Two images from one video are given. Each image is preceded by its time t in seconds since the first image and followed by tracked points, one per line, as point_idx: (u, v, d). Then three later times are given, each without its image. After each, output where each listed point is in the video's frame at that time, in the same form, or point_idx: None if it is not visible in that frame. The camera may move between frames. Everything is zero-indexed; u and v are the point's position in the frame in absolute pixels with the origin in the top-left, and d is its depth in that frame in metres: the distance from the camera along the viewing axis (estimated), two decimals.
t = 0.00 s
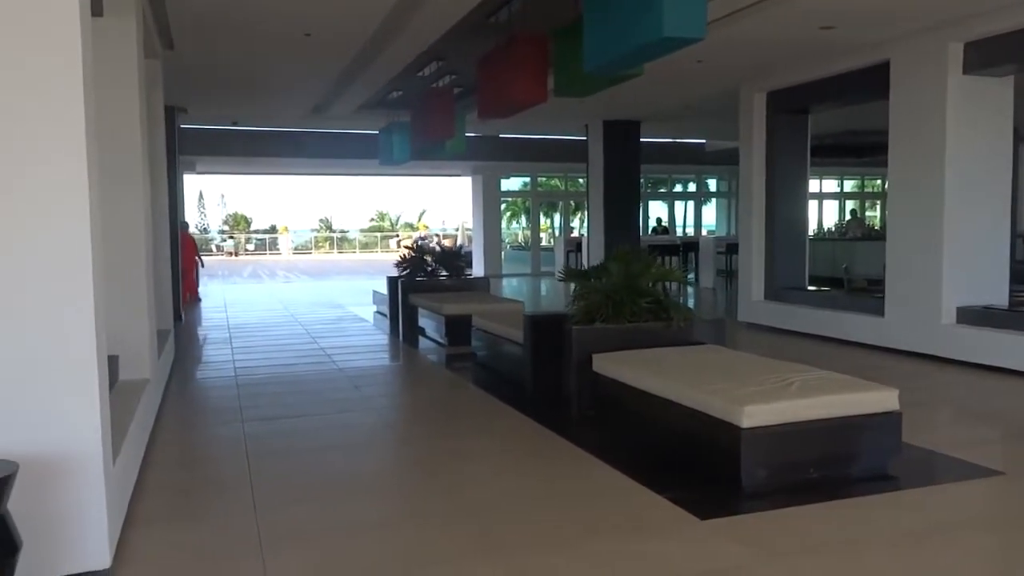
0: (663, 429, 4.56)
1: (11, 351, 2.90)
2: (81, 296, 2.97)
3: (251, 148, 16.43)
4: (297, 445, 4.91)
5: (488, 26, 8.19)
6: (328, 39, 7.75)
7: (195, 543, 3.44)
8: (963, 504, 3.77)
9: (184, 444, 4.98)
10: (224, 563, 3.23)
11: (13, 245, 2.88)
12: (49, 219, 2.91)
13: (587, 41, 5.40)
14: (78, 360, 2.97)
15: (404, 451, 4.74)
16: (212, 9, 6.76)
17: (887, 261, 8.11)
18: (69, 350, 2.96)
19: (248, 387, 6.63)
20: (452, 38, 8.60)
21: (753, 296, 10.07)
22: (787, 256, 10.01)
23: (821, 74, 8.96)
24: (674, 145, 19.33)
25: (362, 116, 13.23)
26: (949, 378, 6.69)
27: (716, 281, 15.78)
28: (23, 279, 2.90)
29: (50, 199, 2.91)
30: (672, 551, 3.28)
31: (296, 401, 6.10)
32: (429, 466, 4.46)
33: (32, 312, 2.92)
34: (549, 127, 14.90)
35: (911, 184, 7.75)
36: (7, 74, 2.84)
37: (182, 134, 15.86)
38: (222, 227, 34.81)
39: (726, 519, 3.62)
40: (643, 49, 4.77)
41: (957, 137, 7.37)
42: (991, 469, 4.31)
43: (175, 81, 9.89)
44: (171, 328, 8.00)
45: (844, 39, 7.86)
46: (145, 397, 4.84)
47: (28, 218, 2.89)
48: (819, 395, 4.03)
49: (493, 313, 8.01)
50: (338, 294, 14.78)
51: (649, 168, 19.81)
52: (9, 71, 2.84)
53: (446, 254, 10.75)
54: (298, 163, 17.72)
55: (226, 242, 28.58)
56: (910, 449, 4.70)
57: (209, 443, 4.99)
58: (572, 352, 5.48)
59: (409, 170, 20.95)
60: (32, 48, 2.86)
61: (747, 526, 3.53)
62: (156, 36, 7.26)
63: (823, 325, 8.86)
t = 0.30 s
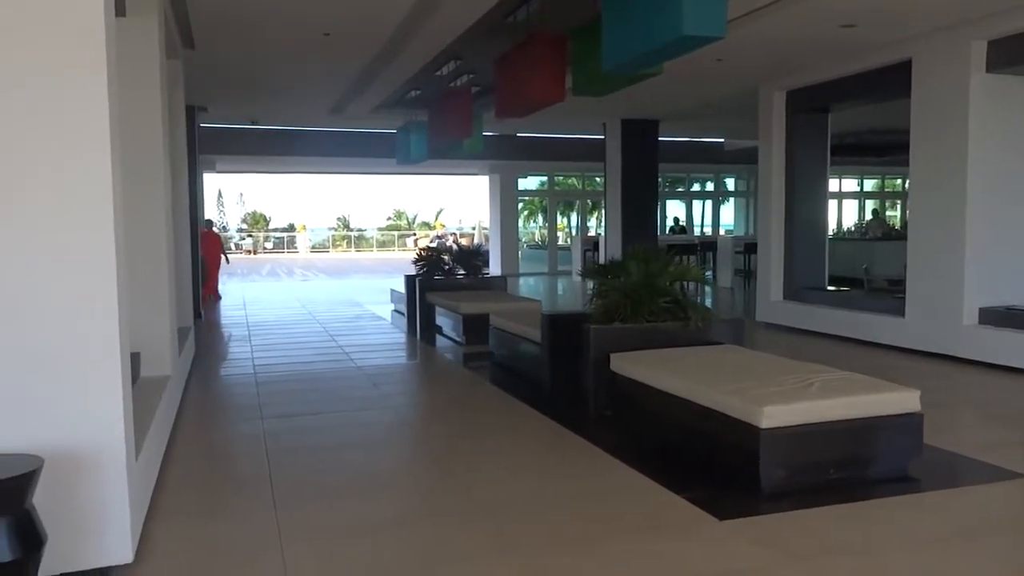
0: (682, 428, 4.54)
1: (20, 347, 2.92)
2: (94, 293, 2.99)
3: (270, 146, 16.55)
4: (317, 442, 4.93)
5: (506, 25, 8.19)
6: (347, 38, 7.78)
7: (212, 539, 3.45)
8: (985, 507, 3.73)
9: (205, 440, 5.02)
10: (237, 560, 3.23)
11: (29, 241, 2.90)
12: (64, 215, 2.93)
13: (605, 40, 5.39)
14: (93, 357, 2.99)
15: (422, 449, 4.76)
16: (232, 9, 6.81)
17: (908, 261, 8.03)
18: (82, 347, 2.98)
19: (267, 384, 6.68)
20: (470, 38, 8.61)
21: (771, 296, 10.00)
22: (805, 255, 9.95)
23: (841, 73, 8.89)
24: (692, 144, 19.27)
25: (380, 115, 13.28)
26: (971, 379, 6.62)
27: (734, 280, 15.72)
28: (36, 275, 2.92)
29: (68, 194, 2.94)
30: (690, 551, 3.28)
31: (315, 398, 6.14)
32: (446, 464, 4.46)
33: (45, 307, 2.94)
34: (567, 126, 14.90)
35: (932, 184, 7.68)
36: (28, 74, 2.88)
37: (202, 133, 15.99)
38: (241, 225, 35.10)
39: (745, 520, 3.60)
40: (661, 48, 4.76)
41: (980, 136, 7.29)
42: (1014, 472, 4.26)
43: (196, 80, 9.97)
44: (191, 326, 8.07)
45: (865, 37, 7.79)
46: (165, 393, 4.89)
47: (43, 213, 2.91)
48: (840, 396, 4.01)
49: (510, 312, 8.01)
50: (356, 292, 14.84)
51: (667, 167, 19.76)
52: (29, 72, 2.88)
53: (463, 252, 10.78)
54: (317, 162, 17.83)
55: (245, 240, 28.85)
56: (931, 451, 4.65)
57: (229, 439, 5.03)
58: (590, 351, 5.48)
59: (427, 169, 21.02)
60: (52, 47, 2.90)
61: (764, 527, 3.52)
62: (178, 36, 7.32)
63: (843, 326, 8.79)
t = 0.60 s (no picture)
0: (701, 428, 4.52)
1: (18, 345, 2.93)
2: (91, 293, 2.99)
3: (289, 145, 16.66)
4: (335, 440, 4.96)
5: (525, 24, 8.18)
6: (366, 38, 7.80)
7: (224, 536, 3.47)
8: (1008, 510, 3.69)
9: (226, 437, 5.07)
10: (245, 558, 3.24)
11: (26, 239, 2.91)
12: (62, 215, 2.94)
13: (625, 38, 5.38)
14: (87, 356, 2.99)
15: (439, 448, 4.77)
16: (253, 9, 6.85)
17: (930, 262, 7.95)
18: (79, 346, 2.98)
19: (286, 382, 6.73)
20: (489, 37, 8.61)
21: (791, 297, 9.92)
22: (825, 255, 9.88)
23: (862, 72, 8.81)
24: (711, 143, 19.19)
25: (399, 114, 13.33)
26: (993, 381, 6.54)
27: (753, 280, 15.62)
28: (33, 273, 2.93)
29: (68, 193, 2.95)
30: (709, 552, 3.26)
31: (334, 396, 6.17)
32: (461, 463, 4.47)
33: (43, 306, 2.95)
34: (584, 125, 14.88)
35: (955, 183, 7.60)
36: (22, 76, 2.89)
37: (222, 133, 16.13)
38: (260, 224, 35.36)
39: (765, 520, 3.58)
40: (681, 47, 4.76)
41: (1004, 135, 7.20)
42: None
43: (216, 80, 10.04)
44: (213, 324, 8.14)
45: (887, 35, 7.71)
46: (187, 390, 4.94)
47: (41, 211, 2.92)
48: (861, 397, 3.98)
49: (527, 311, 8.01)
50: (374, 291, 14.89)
51: (686, 166, 19.69)
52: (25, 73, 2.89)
53: (481, 252, 10.79)
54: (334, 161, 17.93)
55: (264, 239, 29.13)
56: (954, 453, 4.60)
57: (250, 436, 5.08)
58: (607, 351, 5.47)
59: (445, 168, 21.04)
60: (51, 48, 2.90)
61: (784, 528, 3.50)
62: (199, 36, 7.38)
63: (863, 326, 8.71)
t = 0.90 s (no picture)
0: (719, 429, 4.51)
1: (18, 340, 2.95)
2: (93, 293, 3.01)
3: (308, 145, 16.76)
4: (350, 438, 4.98)
5: (544, 24, 8.18)
6: (386, 38, 7.83)
7: (233, 534, 3.48)
8: None
9: (247, 435, 5.11)
10: (252, 557, 3.25)
11: (25, 239, 2.93)
12: (64, 215, 2.96)
13: (644, 38, 5.36)
14: (90, 356, 3.01)
15: (457, 447, 4.78)
16: (274, 10, 6.89)
17: (953, 262, 7.87)
18: (79, 348, 3.00)
19: (306, 380, 6.78)
20: (508, 37, 8.62)
21: (810, 297, 9.90)
22: (846, 255, 9.82)
23: (884, 71, 8.74)
24: (729, 142, 19.10)
25: (418, 114, 13.39)
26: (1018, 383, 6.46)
27: (772, 281, 15.53)
28: (32, 273, 2.94)
29: (70, 194, 2.96)
30: (729, 553, 3.25)
31: (353, 395, 6.21)
32: (474, 462, 4.47)
33: (44, 306, 2.96)
34: (602, 124, 14.86)
35: (978, 183, 7.52)
36: (21, 78, 2.90)
37: (242, 132, 16.26)
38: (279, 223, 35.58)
39: (785, 522, 3.57)
40: (698, 47, 4.73)
41: None
42: None
43: (237, 80, 10.12)
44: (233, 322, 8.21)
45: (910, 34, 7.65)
46: (209, 388, 4.99)
47: (43, 212, 2.94)
48: (882, 398, 3.95)
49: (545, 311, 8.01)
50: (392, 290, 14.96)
51: (704, 166, 19.61)
52: (25, 75, 2.91)
53: (499, 251, 10.81)
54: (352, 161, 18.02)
55: (282, 238, 29.34)
56: (977, 456, 4.56)
57: (270, 434, 5.12)
58: (626, 350, 5.46)
59: (462, 168, 21.09)
60: (50, 50, 2.92)
61: (800, 530, 3.48)
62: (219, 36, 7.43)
63: (884, 328, 8.64)
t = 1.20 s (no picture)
0: (741, 431, 4.47)
1: (16, 336, 2.96)
2: (93, 293, 3.02)
3: (327, 145, 16.85)
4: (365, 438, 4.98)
5: (562, 23, 8.17)
6: (405, 39, 7.85)
7: (254, 533, 3.50)
8: None
9: (266, 434, 5.13)
10: (273, 556, 3.26)
11: (25, 239, 2.95)
12: (64, 215, 2.98)
13: (664, 38, 5.34)
14: (91, 356, 3.02)
15: (474, 447, 4.77)
16: (294, 11, 6.93)
17: (977, 263, 7.77)
18: (79, 348, 3.01)
19: (325, 380, 6.79)
20: (526, 37, 8.61)
21: (831, 297, 9.80)
22: (867, 255, 9.74)
23: (907, 70, 8.65)
24: (749, 142, 18.99)
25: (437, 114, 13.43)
26: None
27: (792, 281, 15.42)
28: (30, 273, 2.96)
29: (70, 194, 2.98)
30: (748, 555, 3.23)
31: (371, 395, 6.22)
32: (491, 462, 4.47)
33: (44, 306, 2.98)
34: (620, 124, 14.83)
35: (1003, 183, 7.42)
36: (22, 78, 2.92)
37: (262, 132, 16.37)
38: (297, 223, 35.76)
39: (806, 524, 3.54)
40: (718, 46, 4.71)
41: None
42: None
43: (258, 80, 10.18)
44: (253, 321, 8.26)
45: (933, 32, 7.56)
46: (229, 387, 5.01)
47: (43, 212, 2.96)
48: (904, 400, 3.91)
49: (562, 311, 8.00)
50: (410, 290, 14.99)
51: (723, 166, 19.51)
52: (26, 76, 2.92)
53: (517, 251, 10.81)
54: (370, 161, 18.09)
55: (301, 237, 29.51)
56: (1002, 460, 4.50)
57: (289, 433, 5.14)
58: (644, 351, 5.44)
59: (480, 168, 21.11)
60: (52, 50, 2.94)
61: (814, 532, 3.45)
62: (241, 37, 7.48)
63: (906, 329, 8.55)
